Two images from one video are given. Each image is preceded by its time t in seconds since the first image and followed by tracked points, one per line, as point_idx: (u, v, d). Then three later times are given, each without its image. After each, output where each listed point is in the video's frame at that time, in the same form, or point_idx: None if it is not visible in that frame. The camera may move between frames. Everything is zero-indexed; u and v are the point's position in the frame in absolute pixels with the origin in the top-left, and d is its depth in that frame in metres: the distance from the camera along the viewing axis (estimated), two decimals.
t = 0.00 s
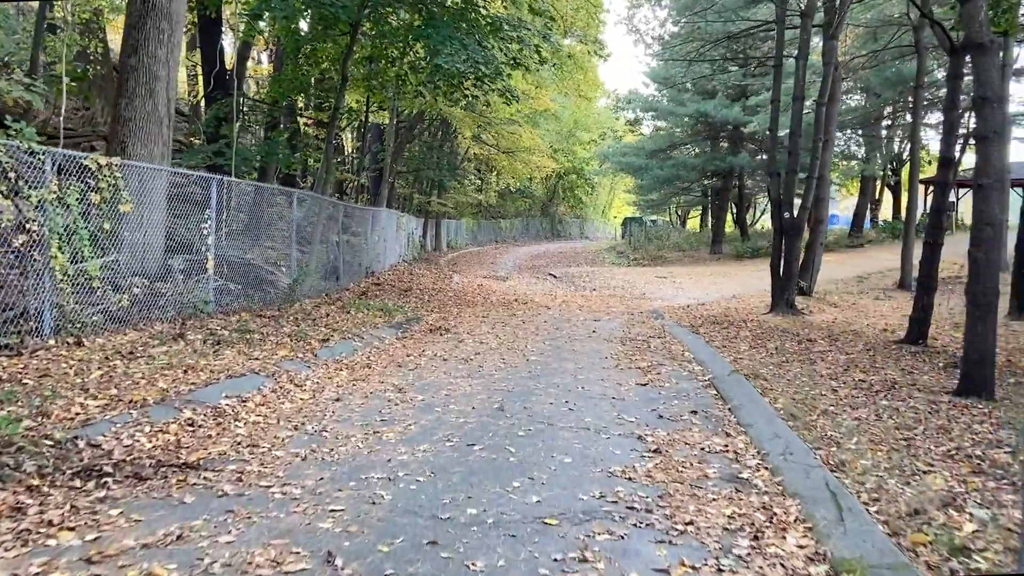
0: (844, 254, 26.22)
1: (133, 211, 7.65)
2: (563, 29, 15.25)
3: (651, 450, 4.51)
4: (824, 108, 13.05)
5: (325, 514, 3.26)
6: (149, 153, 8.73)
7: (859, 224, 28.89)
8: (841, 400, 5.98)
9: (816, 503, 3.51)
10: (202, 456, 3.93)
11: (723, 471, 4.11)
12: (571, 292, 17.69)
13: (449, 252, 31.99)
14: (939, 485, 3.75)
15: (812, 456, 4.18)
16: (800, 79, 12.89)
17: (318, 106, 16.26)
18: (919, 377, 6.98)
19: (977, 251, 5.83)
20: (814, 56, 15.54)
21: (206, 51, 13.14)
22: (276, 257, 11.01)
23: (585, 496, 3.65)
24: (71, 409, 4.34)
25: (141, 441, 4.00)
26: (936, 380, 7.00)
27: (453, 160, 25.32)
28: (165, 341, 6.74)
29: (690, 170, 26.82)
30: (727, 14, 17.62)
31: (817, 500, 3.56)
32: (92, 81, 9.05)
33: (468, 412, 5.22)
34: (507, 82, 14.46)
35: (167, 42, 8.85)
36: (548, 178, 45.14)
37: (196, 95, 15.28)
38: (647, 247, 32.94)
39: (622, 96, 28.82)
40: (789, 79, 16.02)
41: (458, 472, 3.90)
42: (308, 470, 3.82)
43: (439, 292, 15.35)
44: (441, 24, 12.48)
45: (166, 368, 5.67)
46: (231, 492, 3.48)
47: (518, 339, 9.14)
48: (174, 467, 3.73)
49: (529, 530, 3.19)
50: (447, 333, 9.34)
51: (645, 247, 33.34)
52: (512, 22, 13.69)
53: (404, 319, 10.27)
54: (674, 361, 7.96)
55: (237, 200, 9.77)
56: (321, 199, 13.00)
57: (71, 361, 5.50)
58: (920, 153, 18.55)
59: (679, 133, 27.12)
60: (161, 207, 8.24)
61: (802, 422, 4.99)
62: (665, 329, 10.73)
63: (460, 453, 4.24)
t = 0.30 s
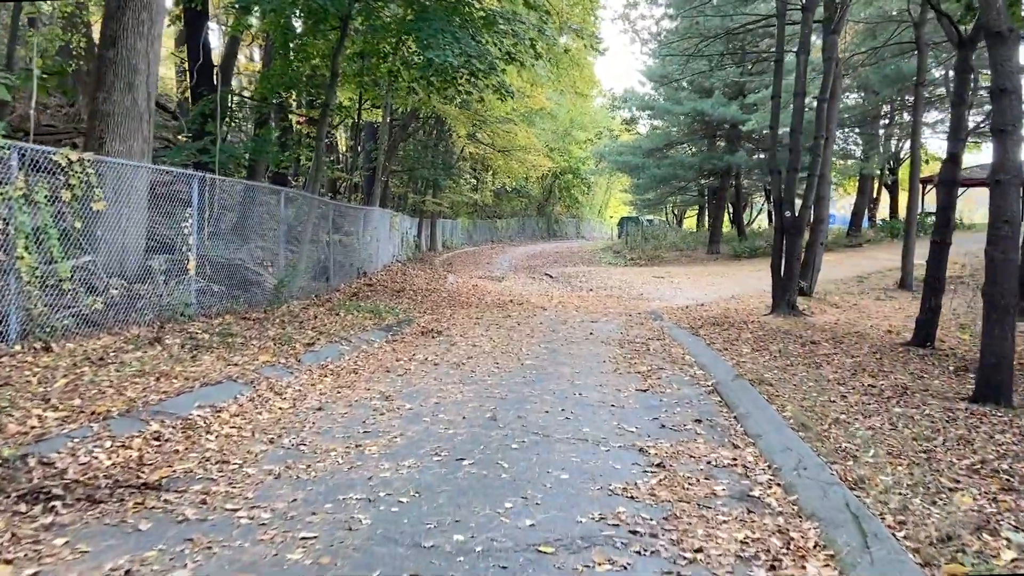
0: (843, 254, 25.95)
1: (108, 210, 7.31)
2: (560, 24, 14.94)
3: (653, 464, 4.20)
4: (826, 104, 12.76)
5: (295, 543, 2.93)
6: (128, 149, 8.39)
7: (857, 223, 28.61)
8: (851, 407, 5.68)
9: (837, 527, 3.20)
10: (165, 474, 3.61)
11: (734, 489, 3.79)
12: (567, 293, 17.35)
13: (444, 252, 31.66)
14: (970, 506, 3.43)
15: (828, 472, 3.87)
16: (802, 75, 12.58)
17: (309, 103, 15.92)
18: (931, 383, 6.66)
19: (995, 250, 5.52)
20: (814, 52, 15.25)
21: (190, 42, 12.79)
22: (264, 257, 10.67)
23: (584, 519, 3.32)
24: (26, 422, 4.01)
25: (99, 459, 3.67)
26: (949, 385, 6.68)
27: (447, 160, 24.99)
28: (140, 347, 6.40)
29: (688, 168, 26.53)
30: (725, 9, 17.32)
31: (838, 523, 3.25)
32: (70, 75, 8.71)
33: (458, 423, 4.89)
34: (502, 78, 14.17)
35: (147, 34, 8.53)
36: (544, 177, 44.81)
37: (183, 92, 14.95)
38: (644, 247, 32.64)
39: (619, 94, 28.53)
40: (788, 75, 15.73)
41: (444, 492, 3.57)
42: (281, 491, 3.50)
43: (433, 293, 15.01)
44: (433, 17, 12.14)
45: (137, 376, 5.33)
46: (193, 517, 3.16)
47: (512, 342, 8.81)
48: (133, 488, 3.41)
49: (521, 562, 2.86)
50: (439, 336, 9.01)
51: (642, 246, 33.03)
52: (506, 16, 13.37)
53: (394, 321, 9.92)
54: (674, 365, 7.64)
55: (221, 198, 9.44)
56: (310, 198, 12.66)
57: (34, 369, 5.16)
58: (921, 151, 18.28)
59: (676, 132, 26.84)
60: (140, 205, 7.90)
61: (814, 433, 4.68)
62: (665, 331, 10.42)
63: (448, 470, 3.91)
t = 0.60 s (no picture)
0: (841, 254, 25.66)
1: (77, 212, 6.94)
2: (554, 20, 14.62)
3: (653, 489, 3.85)
4: (827, 101, 12.45)
5: None
6: (101, 147, 8.03)
7: (855, 224, 28.33)
8: (863, 421, 5.34)
9: (860, 567, 2.87)
10: (112, 506, 3.25)
11: (743, 518, 3.44)
12: (562, 295, 17.02)
13: (438, 253, 31.28)
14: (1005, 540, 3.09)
15: (845, 499, 3.53)
16: (802, 72, 12.26)
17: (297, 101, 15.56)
18: (944, 392, 6.32)
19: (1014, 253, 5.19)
20: (813, 49, 14.93)
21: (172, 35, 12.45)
22: (247, 260, 10.30)
23: (578, 557, 2.98)
24: None
25: (40, 489, 3.32)
26: (962, 395, 6.35)
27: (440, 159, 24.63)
28: (107, 356, 6.03)
29: (683, 168, 26.22)
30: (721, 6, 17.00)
31: (861, 562, 2.91)
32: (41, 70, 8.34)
33: (443, 441, 4.54)
34: (494, 74, 13.84)
35: (121, 27, 8.17)
36: (538, 177, 44.48)
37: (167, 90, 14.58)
38: (639, 247, 32.32)
39: (613, 93, 28.21)
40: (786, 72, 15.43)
41: (423, 525, 3.22)
42: (240, 525, 3.14)
43: (424, 296, 14.64)
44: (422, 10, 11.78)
45: (98, 390, 4.97)
46: (137, 559, 2.80)
47: (504, 348, 8.46)
48: (73, 522, 3.06)
49: None
50: (427, 342, 8.64)
51: (637, 247, 32.71)
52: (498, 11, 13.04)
53: (381, 326, 9.55)
54: (673, 373, 7.30)
55: (201, 199, 9.07)
56: (297, 198, 12.28)
57: None
58: (921, 150, 17.98)
59: (671, 132, 26.54)
60: (113, 207, 7.52)
61: (825, 452, 4.34)
62: (662, 335, 10.08)
63: (428, 498, 3.55)
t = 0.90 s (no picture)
0: (837, 254, 25.40)
1: (44, 209, 6.57)
2: (547, 15, 14.29)
3: (656, 509, 3.50)
4: (827, 96, 12.13)
5: None
6: (72, 142, 7.66)
7: (851, 223, 28.08)
8: (876, 429, 5.01)
9: None
10: (50, 536, 2.89)
11: (758, 544, 3.10)
12: (555, 296, 16.69)
13: (430, 253, 30.93)
14: None
15: (869, 522, 3.21)
16: (800, 65, 11.94)
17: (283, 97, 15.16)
18: (957, 399, 6.00)
19: None
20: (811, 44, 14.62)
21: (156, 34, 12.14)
22: (230, 260, 9.92)
23: None
24: None
25: None
26: (975, 400, 6.05)
27: (432, 158, 24.28)
28: (71, 361, 5.65)
29: (678, 167, 25.91)
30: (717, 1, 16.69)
31: None
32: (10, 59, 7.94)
33: (426, 455, 4.19)
34: (485, 69, 13.52)
35: (93, 15, 7.78)
36: (531, 176, 44.19)
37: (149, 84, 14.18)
38: (633, 247, 32.04)
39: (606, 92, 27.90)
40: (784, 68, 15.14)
41: (401, 555, 2.87)
42: (193, 557, 2.79)
43: (414, 296, 14.28)
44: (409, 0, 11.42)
45: (55, 399, 4.59)
46: None
47: (496, 352, 8.11)
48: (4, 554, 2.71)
49: None
50: (416, 345, 8.29)
51: (631, 247, 32.39)
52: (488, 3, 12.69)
53: (369, 328, 9.19)
54: (671, 378, 6.96)
55: (179, 196, 8.68)
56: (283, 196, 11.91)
57: None
58: (919, 148, 17.72)
59: (665, 130, 26.26)
60: (84, 204, 7.14)
61: (841, 466, 4.01)
62: (659, 337, 9.76)
63: (408, 522, 3.20)
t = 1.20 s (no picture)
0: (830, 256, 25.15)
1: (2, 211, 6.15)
2: (537, 12, 13.93)
3: (656, 547, 3.17)
4: (825, 96, 11.82)
5: None
6: (36, 141, 7.27)
7: (844, 224, 27.85)
8: (886, 450, 4.70)
9: None
10: None
11: None
12: (546, 299, 16.35)
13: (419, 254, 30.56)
14: None
15: (894, 565, 2.91)
16: (797, 65, 11.63)
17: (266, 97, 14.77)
18: (968, 413, 5.69)
19: None
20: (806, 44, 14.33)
21: (135, 32, 11.79)
22: (208, 265, 9.54)
23: None
24: None
25: None
26: (987, 415, 5.75)
27: (421, 159, 23.92)
28: (26, 374, 5.27)
29: (670, 168, 25.60)
30: None
31: None
32: None
33: (405, 483, 3.85)
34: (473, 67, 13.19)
35: (59, 9, 7.40)
36: (522, 177, 43.85)
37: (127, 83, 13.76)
38: (625, 248, 31.75)
39: (598, 92, 27.59)
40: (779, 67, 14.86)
41: None
42: None
43: (401, 301, 13.93)
44: None
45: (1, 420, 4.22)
46: None
47: (484, 361, 7.77)
48: None
49: None
50: (400, 354, 7.93)
51: (622, 248, 32.10)
52: None
53: (351, 336, 8.84)
54: (667, 390, 6.62)
55: (153, 198, 8.30)
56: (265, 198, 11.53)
57: None
58: (915, 149, 17.48)
59: (657, 131, 25.97)
60: (47, 204, 6.71)
61: (856, 496, 3.68)
62: (653, 344, 9.43)
63: (379, 568, 2.86)
